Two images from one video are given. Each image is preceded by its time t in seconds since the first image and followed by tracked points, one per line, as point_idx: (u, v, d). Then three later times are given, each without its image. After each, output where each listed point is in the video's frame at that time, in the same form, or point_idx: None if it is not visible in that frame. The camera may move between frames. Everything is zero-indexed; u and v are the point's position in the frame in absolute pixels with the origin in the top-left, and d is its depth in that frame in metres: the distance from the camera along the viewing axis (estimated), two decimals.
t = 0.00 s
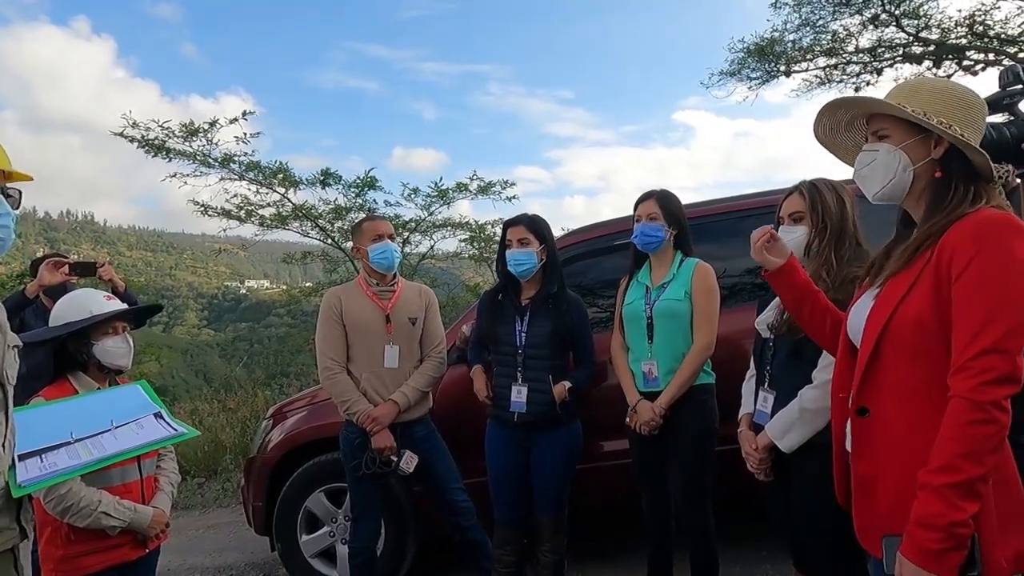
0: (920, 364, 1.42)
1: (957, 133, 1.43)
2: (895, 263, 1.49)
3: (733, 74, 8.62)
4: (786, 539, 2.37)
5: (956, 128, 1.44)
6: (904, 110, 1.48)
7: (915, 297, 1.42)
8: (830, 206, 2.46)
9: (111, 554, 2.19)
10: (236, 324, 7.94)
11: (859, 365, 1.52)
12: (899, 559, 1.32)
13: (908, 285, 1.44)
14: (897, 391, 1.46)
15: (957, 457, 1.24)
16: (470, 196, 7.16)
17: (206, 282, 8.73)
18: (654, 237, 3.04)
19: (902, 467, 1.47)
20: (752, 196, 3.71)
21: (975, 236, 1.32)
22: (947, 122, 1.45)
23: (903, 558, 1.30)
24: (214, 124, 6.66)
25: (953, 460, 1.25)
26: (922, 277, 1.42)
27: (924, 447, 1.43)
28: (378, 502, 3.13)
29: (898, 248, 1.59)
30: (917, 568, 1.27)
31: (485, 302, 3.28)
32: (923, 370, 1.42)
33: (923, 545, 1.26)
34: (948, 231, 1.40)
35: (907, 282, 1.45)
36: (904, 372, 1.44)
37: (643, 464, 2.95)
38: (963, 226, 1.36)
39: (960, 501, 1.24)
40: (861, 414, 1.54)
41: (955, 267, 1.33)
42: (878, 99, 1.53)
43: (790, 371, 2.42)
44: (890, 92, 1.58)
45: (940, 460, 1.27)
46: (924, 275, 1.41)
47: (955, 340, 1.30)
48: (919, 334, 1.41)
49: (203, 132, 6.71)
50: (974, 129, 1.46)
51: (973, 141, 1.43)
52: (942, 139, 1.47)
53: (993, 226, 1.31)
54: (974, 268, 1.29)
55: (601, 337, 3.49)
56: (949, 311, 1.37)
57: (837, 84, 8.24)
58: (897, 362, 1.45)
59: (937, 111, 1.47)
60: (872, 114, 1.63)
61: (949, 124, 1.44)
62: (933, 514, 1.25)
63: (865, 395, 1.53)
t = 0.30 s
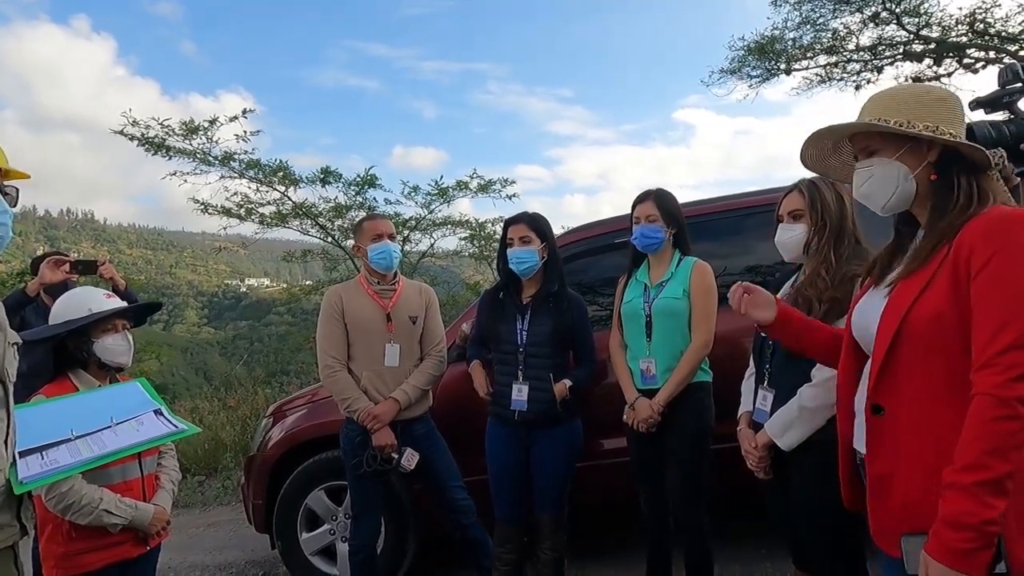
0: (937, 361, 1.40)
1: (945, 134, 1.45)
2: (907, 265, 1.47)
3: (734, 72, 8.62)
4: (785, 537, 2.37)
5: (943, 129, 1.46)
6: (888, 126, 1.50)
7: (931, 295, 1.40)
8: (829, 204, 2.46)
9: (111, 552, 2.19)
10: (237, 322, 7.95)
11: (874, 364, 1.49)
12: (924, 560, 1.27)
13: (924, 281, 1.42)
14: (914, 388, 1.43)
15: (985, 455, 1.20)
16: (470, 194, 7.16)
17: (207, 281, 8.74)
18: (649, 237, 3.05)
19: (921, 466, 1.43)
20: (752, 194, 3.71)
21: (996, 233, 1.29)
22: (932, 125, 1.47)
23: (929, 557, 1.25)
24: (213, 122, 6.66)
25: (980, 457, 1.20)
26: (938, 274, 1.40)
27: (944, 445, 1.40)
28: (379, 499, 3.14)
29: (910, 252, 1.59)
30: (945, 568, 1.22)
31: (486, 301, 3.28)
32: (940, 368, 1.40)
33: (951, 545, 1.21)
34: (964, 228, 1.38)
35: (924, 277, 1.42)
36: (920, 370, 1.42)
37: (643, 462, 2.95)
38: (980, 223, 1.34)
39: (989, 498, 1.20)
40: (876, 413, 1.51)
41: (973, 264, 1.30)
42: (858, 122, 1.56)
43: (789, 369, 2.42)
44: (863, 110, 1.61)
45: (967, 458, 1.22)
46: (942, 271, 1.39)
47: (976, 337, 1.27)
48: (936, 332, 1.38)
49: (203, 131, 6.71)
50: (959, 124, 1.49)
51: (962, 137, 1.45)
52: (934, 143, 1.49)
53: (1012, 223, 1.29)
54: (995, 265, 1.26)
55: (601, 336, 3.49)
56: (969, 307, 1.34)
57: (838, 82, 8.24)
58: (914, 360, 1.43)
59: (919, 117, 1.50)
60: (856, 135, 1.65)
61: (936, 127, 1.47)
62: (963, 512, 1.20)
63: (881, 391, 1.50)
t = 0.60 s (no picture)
0: (943, 361, 1.40)
1: (932, 134, 1.45)
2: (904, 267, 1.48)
3: (737, 73, 8.61)
4: (789, 537, 2.37)
5: (930, 129, 1.47)
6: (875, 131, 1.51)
7: (934, 295, 1.40)
8: (833, 204, 2.44)
9: (117, 551, 2.20)
10: (240, 323, 7.97)
11: (879, 366, 1.49)
12: (943, 562, 1.26)
13: (926, 280, 1.42)
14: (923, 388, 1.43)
15: (1000, 454, 1.19)
16: (473, 194, 7.17)
17: (210, 281, 8.76)
18: (648, 244, 3.06)
19: (933, 467, 1.43)
20: (755, 195, 3.71)
21: (994, 230, 1.29)
22: (920, 127, 1.48)
23: (948, 559, 1.24)
24: (218, 123, 6.68)
25: (995, 456, 1.19)
26: (940, 274, 1.39)
27: (957, 443, 1.40)
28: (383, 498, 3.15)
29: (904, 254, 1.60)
30: (966, 569, 1.21)
31: (490, 302, 3.29)
32: (947, 368, 1.39)
33: (970, 545, 1.20)
34: (961, 226, 1.38)
35: (926, 277, 1.42)
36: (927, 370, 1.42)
37: (647, 462, 2.95)
38: (977, 221, 1.34)
39: (1006, 497, 1.19)
40: (884, 416, 1.51)
41: (973, 262, 1.31)
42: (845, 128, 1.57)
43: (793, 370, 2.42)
44: (851, 117, 1.62)
45: (981, 457, 1.21)
46: (943, 269, 1.39)
47: (981, 336, 1.27)
48: (940, 332, 1.38)
49: (207, 131, 6.73)
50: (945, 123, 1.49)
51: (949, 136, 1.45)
52: (922, 144, 1.49)
53: (1010, 220, 1.29)
54: (995, 262, 1.26)
55: (604, 336, 3.49)
56: (971, 304, 1.34)
57: (841, 82, 8.22)
58: (920, 361, 1.42)
59: (905, 119, 1.50)
60: (846, 142, 1.66)
61: (922, 128, 1.47)
62: (981, 512, 1.19)
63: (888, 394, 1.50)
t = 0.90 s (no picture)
0: (943, 358, 1.39)
1: (949, 130, 1.46)
2: (904, 262, 1.49)
3: (740, 72, 8.60)
4: (792, 537, 2.37)
5: (948, 126, 1.47)
6: (893, 118, 1.51)
7: (934, 291, 1.40)
8: (838, 204, 2.45)
9: (121, 550, 2.21)
10: (243, 322, 7.98)
11: (879, 362, 1.49)
12: (940, 559, 1.26)
13: (926, 277, 1.42)
14: (922, 385, 1.43)
15: (999, 451, 1.19)
16: (476, 194, 7.18)
17: (213, 281, 8.78)
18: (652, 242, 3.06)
19: (932, 464, 1.43)
20: (759, 194, 3.71)
21: (995, 227, 1.30)
22: (938, 123, 1.48)
23: (946, 556, 1.24)
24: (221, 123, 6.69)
25: (994, 453, 1.19)
26: (940, 270, 1.40)
27: (956, 440, 1.39)
28: (386, 497, 3.15)
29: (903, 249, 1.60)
30: (963, 566, 1.21)
31: (494, 300, 3.30)
32: (946, 365, 1.39)
33: (968, 542, 1.20)
34: (963, 223, 1.38)
35: (925, 274, 1.43)
36: (926, 367, 1.41)
37: (649, 461, 2.95)
38: (979, 218, 1.34)
39: (1004, 495, 1.18)
40: (883, 413, 1.51)
41: (974, 258, 1.31)
42: (864, 112, 1.56)
43: (796, 368, 2.41)
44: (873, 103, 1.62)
45: (980, 454, 1.21)
46: (943, 266, 1.39)
47: (982, 331, 1.27)
48: (940, 328, 1.38)
49: (210, 131, 6.74)
50: (963, 122, 1.49)
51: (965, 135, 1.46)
52: (936, 139, 1.50)
53: (1011, 217, 1.29)
54: (996, 258, 1.26)
55: (607, 335, 3.49)
56: (971, 301, 1.34)
57: (844, 81, 8.21)
58: (920, 358, 1.42)
59: (924, 113, 1.50)
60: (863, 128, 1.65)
61: (939, 124, 1.47)
62: (978, 509, 1.19)
63: (887, 390, 1.49)
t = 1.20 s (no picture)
0: (952, 358, 1.39)
1: (962, 128, 1.45)
2: (912, 260, 1.49)
3: (746, 72, 8.57)
4: (798, 538, 2.36)
5: (961, 123, 1.46)
6: (905, 115, 1.50)
7: (943, 291, 1.39)
8: (846, 204, 2.45)
9: (128, 549, 2.22)
10: (248, 322, 8.01)
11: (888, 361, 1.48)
12: (948, 559, 1.25)
13: (936, 276, 1.41)
14: (930, 385, 1.43)
15: (1009, 451, 1.18)
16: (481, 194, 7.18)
17: (219, 281, 8.81)
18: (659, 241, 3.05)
19: (940, 464, 1.42)
20: (765, 194, 3.69)
21: (1007, 225, 1.29)
22: (951, 120, 1.47)
23: (953, 556, 1.23)
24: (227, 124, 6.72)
25: (1004, 453, 1.18)
26: (950, 269, 1.39)
27: (965, 440, 1.39)
28: (392, 497, 3.15)
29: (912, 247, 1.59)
30: (971, 566, 1.20)
31: (500, 301, 3.30)
32: (956, 365, 1.39)
33: (978, 543, 1.19)
34: (974, 221, 1.38)
35: (934, 272, 1.42)
36: (936, 367, 1.41)
37: (654, 461, 2.94)
38: (990, 217, 1.34)
39: (1014, 495, 1.18)
40: (891, 412, 1.50)
41: (985, 257, 1.30)
42: (877, 108, 1.55)
43: (803, 369, 2.41)
44: (886, 99, 1.61)
45: (990, 454, 1.20)
46: (952, 266, 1.39)
47: (993, 330, 1.26)
48: (950, 328, 1.38)
49: (217, 132, 6.77)
50: (977, 119, 1.48)
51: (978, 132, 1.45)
52: (949, 136, 1.49)
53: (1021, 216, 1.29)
54: (1007, 257, 1.26)
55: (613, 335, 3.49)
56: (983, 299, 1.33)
57: (851, 81, 8.17)
58: (928, 356, 1.42)
59: (938, 110, 1.49)
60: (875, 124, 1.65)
61: (952, 121, 1.47)
62: (988, 510, 1.18)
63: (895, 390, 1.49)
